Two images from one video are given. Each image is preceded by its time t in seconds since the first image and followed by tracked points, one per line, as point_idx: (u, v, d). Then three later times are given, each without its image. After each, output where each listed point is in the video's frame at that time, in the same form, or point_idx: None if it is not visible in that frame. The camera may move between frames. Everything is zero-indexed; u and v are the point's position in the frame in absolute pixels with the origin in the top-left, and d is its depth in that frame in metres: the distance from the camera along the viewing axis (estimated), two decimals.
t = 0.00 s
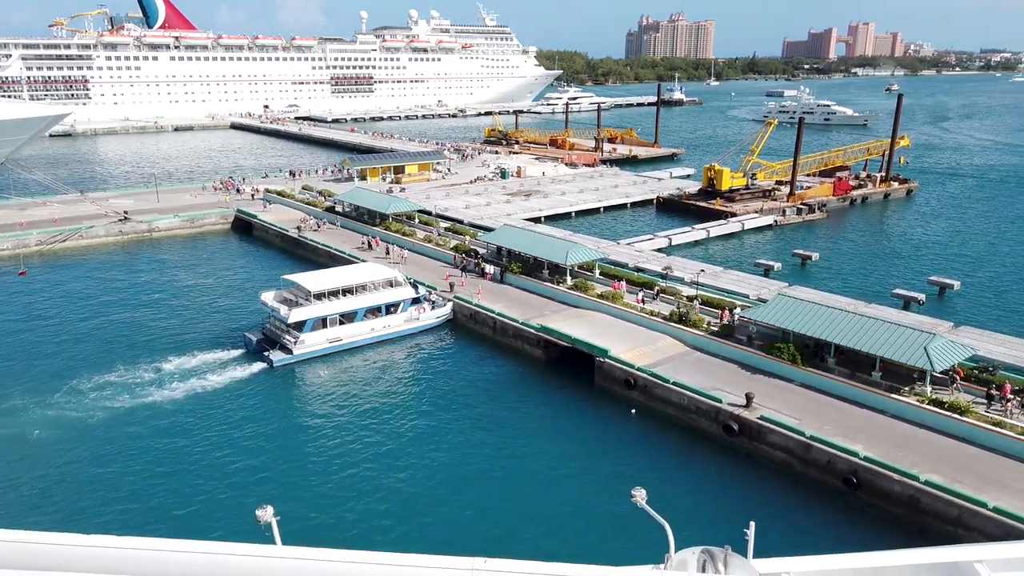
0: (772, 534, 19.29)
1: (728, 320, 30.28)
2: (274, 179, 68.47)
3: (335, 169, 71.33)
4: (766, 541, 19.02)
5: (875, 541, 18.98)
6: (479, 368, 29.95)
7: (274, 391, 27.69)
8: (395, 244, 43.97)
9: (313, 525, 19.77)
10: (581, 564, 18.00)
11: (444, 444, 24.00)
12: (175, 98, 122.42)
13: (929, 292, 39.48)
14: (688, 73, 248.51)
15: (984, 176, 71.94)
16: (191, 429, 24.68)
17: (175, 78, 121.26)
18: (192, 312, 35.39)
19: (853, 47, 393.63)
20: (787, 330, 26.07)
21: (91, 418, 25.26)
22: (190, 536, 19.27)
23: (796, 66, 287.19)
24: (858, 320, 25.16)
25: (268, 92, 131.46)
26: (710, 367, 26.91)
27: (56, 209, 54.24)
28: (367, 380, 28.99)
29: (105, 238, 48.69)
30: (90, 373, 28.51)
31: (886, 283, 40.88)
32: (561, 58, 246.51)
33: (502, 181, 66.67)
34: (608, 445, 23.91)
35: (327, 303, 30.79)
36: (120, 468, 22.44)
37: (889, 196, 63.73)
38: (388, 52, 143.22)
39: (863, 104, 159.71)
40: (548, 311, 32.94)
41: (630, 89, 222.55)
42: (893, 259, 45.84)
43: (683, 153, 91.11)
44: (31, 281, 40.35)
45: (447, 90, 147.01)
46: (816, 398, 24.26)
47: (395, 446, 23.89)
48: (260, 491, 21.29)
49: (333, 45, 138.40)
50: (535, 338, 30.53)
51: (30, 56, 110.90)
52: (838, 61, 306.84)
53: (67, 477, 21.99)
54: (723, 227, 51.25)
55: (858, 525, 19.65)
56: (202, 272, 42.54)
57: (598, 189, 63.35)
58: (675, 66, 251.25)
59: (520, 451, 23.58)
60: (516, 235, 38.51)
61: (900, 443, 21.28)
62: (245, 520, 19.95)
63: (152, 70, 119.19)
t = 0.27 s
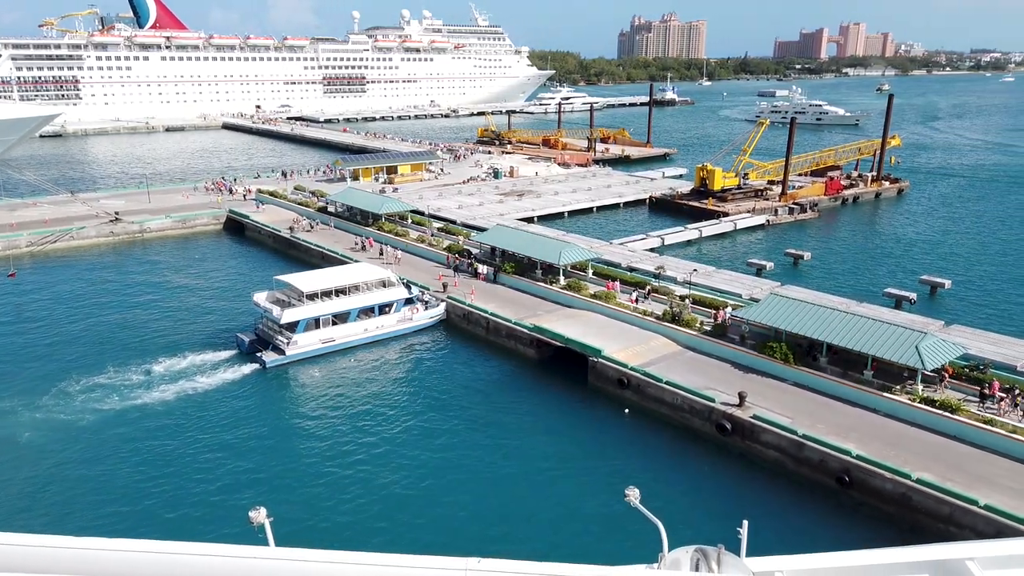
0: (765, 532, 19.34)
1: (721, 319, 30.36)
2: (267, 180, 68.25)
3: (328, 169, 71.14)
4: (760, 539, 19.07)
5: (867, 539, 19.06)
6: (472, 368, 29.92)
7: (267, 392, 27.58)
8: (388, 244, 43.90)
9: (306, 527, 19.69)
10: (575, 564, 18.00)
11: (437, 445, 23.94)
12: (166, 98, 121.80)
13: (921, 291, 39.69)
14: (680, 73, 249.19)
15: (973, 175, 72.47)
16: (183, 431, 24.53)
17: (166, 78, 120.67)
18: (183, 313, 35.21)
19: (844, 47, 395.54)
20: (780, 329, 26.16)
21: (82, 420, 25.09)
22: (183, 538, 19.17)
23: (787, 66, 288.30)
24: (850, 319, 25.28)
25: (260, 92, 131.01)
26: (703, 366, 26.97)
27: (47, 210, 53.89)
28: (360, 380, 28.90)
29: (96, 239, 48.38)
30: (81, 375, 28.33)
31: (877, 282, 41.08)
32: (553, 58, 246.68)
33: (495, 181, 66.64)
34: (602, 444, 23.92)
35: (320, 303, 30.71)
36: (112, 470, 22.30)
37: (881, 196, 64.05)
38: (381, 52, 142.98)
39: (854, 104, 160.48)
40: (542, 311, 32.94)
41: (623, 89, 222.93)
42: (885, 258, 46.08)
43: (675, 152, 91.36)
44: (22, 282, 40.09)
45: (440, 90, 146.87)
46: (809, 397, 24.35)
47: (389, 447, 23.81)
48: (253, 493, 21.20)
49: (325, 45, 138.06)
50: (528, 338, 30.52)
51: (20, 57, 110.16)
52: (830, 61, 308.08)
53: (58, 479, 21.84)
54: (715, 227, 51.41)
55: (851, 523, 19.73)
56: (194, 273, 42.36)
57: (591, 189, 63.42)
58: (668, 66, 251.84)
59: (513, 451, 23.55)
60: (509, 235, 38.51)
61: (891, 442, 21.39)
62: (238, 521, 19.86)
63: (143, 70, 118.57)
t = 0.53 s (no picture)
0: (758, 531, 19.41)
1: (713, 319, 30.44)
2: (259, 180, 67.99)
3: (320, 169, 70.94)
4: (753, 538, 19.14)
5: (859, 537, 19.16)
6: (466, 368, 29.89)
7: (260, 393, 27.48)
8: (381, 245, 43.82)
9: (299, 527, 19.64)
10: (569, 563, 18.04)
11: (431, 445, 23.90)
12: (157, 98, 121.17)
13: (912, 289, 39.91)
14: (673, 73, 249.79)
15: (963, 175, 72.93)
16: (175, 433, 24.41)
17: (157, 78, 120.05)
18: (175, 314, 35.04)
19: (835, 46, 397.32)
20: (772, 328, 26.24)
21: (73, 422, 24.93)
22: (176, 539, 19.09)
23: (779, 66, 289.30)
24: (841, 318, 25.39)
25: (252, 92, 130.54)
26: (696, 365, 27.03)
27: (38, 211, 53.54)
28: (353, 381, 28.83)
29: (87, 240, 48.08)
30: (72, 377, 28.14)
31: (869, 281, 41.27)
32: (545, 58, 246.78)
33: (488, 181, 66.61)
34: (595, 444, 23.94)
35: (312, 304, 30.63)
36: (103, 473, 22.17)
37: (872, 195, 64.36)
38: (373, 52, 142.68)
39: (846, 103, 161.18)
40: (535, 311, 32.95)
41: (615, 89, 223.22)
42: (876, 257, 46.31)
43: (668, 152, 91.54)
44: (12, 283, 39.80)
45: (433, 90, 146.66)
46: (801, 396, 24.43)
47: (383, 448, 23.76)
48: (246, 494, 21.12)
49: (317, 45, 137.68)
50: (521, 338, 30.54)
51: (10, 57, 109.40)
52: (821, 61, 309.18)
53: (49, 482, 21.70)
54: (708, 226, 51.53)
55: (844, 522, 19.81)
56: (186, 274, 42.14)
57: (584, 189, 63.47)
58: (660, 66, 252.36)
59: (507, 451, 23.56)
60: (502, 235, 38.48)
61: (883, 440, 21.50)
62: (231, 523, 19.78)
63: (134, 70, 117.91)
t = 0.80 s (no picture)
0: (751, 530, 19.48)
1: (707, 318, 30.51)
2: (251, 180, 67.75)
3: (312, 169, 70.77)
4: (746, 537, 19.19)
5: (851, 535, 19.27)
6: (459, 368, 29.87)
7: (252, 394, 27.39)
8: (374, 245, 43.74)
9: (293, 528, 19.61)
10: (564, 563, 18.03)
11: (424, 446, 23.86)
12: (149, 98, 120.58)
13: (903, 288, 40.15)
14: (665, 73, 250.42)
15: (953, 174, 73.44)
16: (167, 434, 24.30)
17: (148, 78, 119.44)
18: (167, 315, 34.85)
19: (826, 46, 399.02)
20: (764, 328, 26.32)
21: (65, 424, 24.80)
22: (168, 541, 19.00)
23: (771, 66, 290.52)
24: (833, 317, 25.52)
25: (244, 92, 130.10)
26: (688, 365, 27.09)
27: (28, 212, 53.21)
28: (346, 381, 28.78)
29: (78, 241, 47.79)
30: (62, 378, 27.97)
31: (860, 280, 41.50)
32: (538, 58, 246.93)
33: (481, 181, 66.62)
34: (589, 443, 23.98)
35: (305, 304, 30.54)
36: (95, 475, 22.03)
37: (863, 195, 64.73)
38: (365, 52, 142.48)
39: (837, 103, 161.97)
40: (528, 311, 32.96)
41: (608, 89, 223.63)
42: (867, 256, 46.58)
43: (660, 152, 91.75)
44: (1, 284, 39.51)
45: (425, 90, 146.53)
46: (794, 395, 24.50)
47: (376, 448, 23.74)
48: (240, 496, 21.02)
49: (309, 45, 137.37)
50: (515, 338, 30.53)
51: None
52: (813, 61, 310.61)
53: (40, 484, 21.56)
54: (700, 226, 51.69)
55: (836, 520, 19.91)
56: (178, 274, 41.96)
57: (577, 189, 63.56)
58: (652, 66, 252.96)
59: (500, 451, 23.56)
60: (495, 235, 38.47)
61: (875, 438, 21.61)
62: (224, 524, 19.71)
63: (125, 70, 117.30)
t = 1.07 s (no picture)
0: (744, 528, 19.54)
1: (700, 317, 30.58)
2: (243, 180, 67.47)
3: (305, 170, 70.58)
4: (739, 536, 19.25)
5: (844, 533, 19.34)
6: (452, 368, 29.84)
7: (244, 395, 27.30)
8: (367, 245, 43.64)
9: (286, 528, 19.58)
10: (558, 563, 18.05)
11: (418, 446, 23.83)
12: (140, 99, 119.92)
13: (895, 287, 40.36)
14: (657, 73, 250.94)
15: (943, 174, 73.89)
16: (159, 435, 24.21)
17: (139, 79, 118.78)
18: (159, 316, 34.67)
19: (817, 46, 400.75)
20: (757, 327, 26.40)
21: (56, 426, 24.65)
22: (160, 543, 18.90)
23: (762, 66, 291.53)
24: (825, 316, 25.62)
25: (235, 92, 129.59)
26: (681, 364, 27.15)
27: (18, 213, 52.84)
28: (339, 382, 28.71)
29: (69, 242, 47.50)
30: (53, 380, 27.81)
31: (852, 279, 41.68)
32: (531, 58, 246.97)
33: (474, 181, 66.59)
34: (583, 443, 24.01)
35: (298, 305, 30.45)
36: (86, 477, 21.91)
37: (855, 194, 65.05)
38: (357, 52, 142.16)
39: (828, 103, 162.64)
40: (521, 311, 32.96)
41: (601, 89, 223.89)
42: (858, 255, 46.80)
43: (653, 152, 91.93)
44: None
45: (418, 90, 146.29)
46: (787, 394, 24.58)
47: (369, 448, 23.70)
48: (233, 497, 20.94)
49: (301, 45, 136.96)
50: (508, 338, 30.53)
51: None
52: (804, 61, 311.73)
53: (31, 486, 21.42)
54: (693, 225, 51.81)
55: (828, 518, 20.00)
56: (169, 275, 41.77)
57: (570, 188, 63.59)
58: (645, 66, 253.43)
59: (494, 451, 23.56)
60: (488, 235, 38.44)
61: (867, 437, 21.70)
62: (216, 525, 19.63)
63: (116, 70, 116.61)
